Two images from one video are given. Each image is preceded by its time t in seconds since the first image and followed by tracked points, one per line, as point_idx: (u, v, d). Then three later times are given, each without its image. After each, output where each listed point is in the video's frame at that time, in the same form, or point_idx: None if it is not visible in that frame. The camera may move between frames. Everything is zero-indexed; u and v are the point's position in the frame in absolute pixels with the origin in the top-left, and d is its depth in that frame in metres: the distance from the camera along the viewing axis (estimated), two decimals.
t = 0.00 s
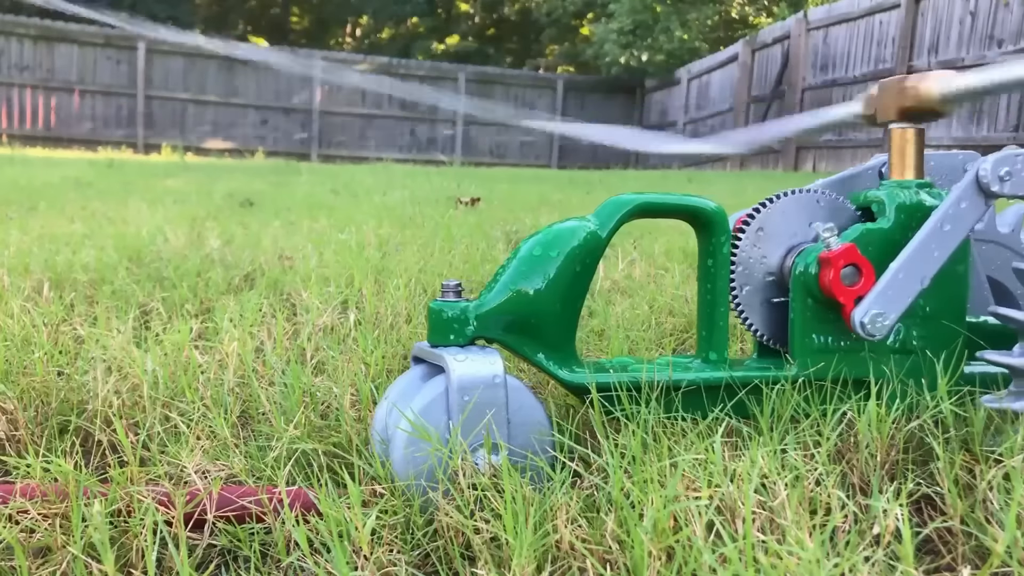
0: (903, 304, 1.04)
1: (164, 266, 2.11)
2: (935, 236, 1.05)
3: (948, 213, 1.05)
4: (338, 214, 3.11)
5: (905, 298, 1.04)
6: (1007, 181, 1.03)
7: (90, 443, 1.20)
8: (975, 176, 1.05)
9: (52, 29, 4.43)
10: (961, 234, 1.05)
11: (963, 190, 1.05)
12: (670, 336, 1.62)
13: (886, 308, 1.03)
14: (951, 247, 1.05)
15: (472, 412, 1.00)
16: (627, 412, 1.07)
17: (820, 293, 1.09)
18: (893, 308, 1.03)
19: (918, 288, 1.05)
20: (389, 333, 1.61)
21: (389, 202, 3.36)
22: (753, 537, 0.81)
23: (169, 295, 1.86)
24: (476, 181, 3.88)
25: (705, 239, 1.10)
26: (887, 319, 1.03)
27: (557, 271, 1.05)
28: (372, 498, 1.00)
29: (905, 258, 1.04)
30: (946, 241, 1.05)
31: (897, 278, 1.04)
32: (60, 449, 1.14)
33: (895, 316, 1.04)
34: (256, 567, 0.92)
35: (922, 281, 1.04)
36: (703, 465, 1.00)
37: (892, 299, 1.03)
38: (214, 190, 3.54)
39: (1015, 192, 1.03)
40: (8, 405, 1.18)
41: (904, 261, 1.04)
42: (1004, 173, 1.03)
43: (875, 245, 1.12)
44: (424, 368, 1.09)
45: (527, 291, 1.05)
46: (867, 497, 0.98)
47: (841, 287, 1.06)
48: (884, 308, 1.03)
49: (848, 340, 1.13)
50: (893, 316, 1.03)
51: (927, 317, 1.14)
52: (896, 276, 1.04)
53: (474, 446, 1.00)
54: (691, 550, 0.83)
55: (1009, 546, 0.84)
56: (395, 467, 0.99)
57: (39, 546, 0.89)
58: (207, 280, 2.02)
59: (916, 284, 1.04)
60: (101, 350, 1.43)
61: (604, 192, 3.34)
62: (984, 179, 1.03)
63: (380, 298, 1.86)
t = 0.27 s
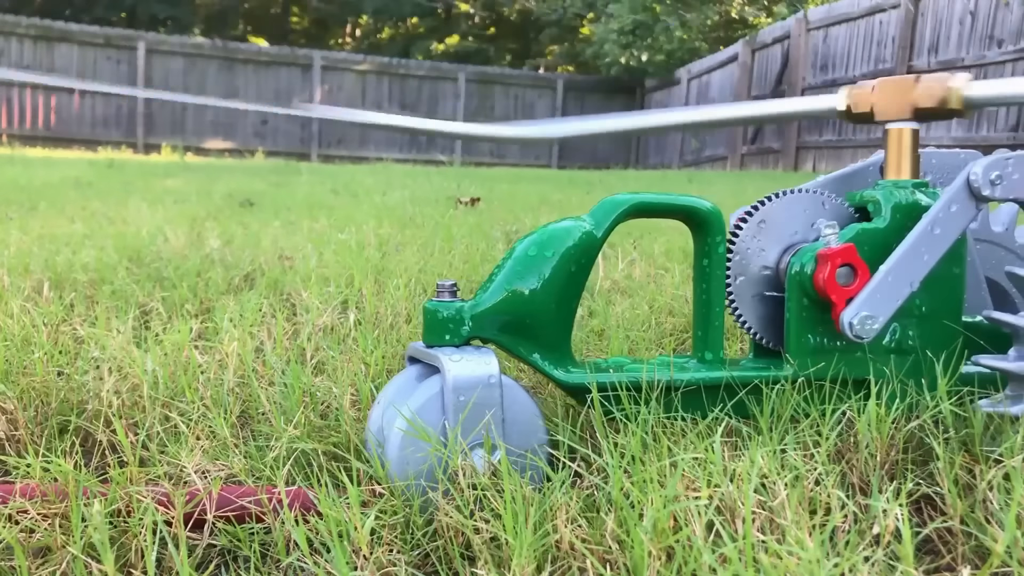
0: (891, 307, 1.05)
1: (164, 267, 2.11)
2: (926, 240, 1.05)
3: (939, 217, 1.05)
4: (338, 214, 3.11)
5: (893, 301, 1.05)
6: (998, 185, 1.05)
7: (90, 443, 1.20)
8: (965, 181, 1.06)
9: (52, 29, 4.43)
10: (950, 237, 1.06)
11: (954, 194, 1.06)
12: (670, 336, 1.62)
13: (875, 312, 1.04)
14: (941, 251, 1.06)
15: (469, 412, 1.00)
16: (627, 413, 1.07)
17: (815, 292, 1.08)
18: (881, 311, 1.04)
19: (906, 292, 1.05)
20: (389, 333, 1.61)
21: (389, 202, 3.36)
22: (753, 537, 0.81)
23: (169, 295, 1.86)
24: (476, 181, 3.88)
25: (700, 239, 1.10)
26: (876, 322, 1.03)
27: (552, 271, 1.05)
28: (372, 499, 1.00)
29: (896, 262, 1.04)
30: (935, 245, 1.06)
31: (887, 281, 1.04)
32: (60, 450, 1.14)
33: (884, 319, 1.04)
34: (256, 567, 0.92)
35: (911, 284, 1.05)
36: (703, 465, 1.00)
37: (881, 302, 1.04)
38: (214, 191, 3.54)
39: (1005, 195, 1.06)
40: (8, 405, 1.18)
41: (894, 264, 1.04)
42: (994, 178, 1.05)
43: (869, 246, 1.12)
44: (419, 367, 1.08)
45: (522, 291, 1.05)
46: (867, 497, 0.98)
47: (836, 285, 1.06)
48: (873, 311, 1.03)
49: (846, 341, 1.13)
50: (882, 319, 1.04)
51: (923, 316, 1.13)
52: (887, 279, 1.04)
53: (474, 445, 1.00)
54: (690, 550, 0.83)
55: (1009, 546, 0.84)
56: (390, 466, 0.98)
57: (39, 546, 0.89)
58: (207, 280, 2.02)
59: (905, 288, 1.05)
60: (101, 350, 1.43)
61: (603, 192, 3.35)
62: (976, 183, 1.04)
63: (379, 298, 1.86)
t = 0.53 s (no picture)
0: (882, 308, 1.05)
1: (164, 266, 2.11)
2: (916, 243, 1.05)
3: (930, 219, 1.05)
4: (338, 214, 3.11)
5: (884, 303, 1.05)
6: (991, 189, 1.04)
7: (90, 443, 1.20)
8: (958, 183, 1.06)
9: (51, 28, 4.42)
10: (942, 239, 1.05)
11: (947, 196, 1.05)
12: (670, 336, 1.61)
13: (866, 313, 1.04)
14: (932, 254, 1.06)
15: (465, 411, 0.99)
16: (628, 412, 1.07)
17: (811, 292, 1.08)
18: (872, 312, 1.04)
19: (897, 294, 1.05)
20: (389, 333, 1.61)
21: (389, 202, 3.36)
22: (753, 537, 0.81)
23: (169, 295, 1.86)
24: (476, 180, 3.88)
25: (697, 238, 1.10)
26: (866, 323, 1.03)
27: (548, 271, 1.05)
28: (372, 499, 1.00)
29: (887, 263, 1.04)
30: (926, 247, 1.06)
31: (878, 282, 1.04)
32: (61, 450, 1.14)
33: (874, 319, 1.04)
34: (256, 567, 0.92)
35: (902, 286, 1.05)
36: (703, 466, 1.00)
37: (871, 303, 1.04)
38: (214, 190, 3.54)
39: (998, 200, 1.04)
40: (8, 405, 1.18)
41: (885, 265, 1.04)
42: (987, 181, 1.04)
43: (865, 245, 1.12)
44: (415, 368, 1.08)
45: (518, 291, 1.05)
46: (867, 497, 0.98)
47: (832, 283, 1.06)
48: (863, 312, 1.03)
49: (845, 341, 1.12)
50: (872, 320, 1.04)
51: (919, 316, 1.13)
52: (877, 280, 1.04)
53: (474, 445, 1.00)
54: (690, 550, 0.83)
55: (1009, 546, 0.84)
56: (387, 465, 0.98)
57: (39, 546, 0.89)
58: (207, 280, 2.02)
59: (895, 289, 1.05)
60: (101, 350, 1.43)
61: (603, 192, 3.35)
62: (967, 186, 1.04)
63: (379, 298, 1.86)
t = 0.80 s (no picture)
0: (873, 309, 1.04)
1: (164, 267, 2.11)
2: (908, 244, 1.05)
3: (921, 221, 1.06)
4: (338, 214, 3.11)
5: (875, 304, 1.04)
6: (983, 192, 1.05)
7: (90, 443, 1.20)
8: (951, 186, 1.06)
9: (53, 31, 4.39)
10: (933, 241, 1.06)
11: (939, 199, 1.06)
12: (670, 336, 1.62)
13: (857, 313, 1.04)
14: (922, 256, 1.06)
15: (462, 410, 1.00)
16: (628, 412, 1.07)
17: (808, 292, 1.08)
18: (863, 313, 1.04)
19: (888, 294, 1.05)
20: (389, 333, 1.61)
21: (389, 202, 3.36)
22: (753, 537, 0.81)
23: (169, 295, 1.86)
24: (476, 181, 3.88)
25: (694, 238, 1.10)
26: (856, 324, 1.03)
27: (544, 271, 1.05)
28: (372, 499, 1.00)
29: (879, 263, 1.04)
30: (917, 249, 1.06)
31: (870, 282, 1.04)
32: (61, 450, 1.14)
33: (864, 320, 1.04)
34: (256, 567, 0.92)
35: (893, 286, 1.05)
36: (703, 465, 1.00)
37: (863, 303, 1.04)
38: (214, 190, 3.54)
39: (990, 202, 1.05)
40: (8, 405, 1.18)
41: (878, 265, 1.04)
42: (980, 184, 1.04)
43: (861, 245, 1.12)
44: (411, 367, 1.08)
45: (515, 291, 1.05)
46: (867, 497, 0.98)
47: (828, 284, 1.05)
48: (855, 313, 1.03)
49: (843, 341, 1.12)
50: (862, 321, 1.04)
51: (916, 315, 1.13)
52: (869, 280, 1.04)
53: (474, 444, 1.01)
54: (690, 550, 0.83)
55: (1009, 547, 0.84)
56: (386, 464, 0.98)
57: (39, 546, 0.89)
58: (207, 280, 2.02)
59: (887, 290, 1.05)
60: (101, 350, 1.43)
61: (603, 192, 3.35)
62: (961, 190, 1.04)
63: (379, 298, 1.86)
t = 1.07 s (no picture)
0: (863, 309, 1.05)
1: (164, 267, 2.11)
2: (899, 245, 1.06)
3: (914, 223, 1.06)
4: (338, 214, 3.11)
5: (864, 304, 1.05)
6: (977, 195, 1.04)
7: (90, 443, 1.20)
8: (945, 188, 1.06)
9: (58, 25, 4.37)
10: (926, 243, 1.06)
11: (933, 201, 1.06)
12: (670, 336, 1.62)
13: (847, 313, 1.04)
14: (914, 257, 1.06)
15: (459, 409, 0.99)
16: (628, 412, 1.07)
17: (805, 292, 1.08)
18: (853, 313, 1.04)
19: (879, 295, 1.06)
20: (389, 332, 1.61)
21: (389, 202, 3.36)
22: (753, 537, 0.81)
23: (169, 295, 1.86)
24: (476, 180, 3.88)
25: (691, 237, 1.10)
26: (847, 323, 1.04)
27: (541, 271, 1.05)
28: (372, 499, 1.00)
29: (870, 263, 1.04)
30: (910, 250, 1.06)
31: (861, 282, 1.04)
32: (61, 450, 1.14)
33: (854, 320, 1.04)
34: (256, 566, 0.92)
35: (884, 287, 1.05)
36: (703, 465, 1.00)
37: (853, 304, 1.04)
38: (214, 190, 3.54)
39: (985, 205, 1.04)
40: (8, 405, 1.18)
41: (869, 265, 1.04)
42: (973, 187, 1.04)
43: (859, 245, 1.11)
44: (409, 368, 1.08)
45: (512, 291, 1.05)
46: (867, 497, 0.99)
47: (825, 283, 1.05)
48: (845, 313, 1.03)
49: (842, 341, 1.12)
50: (853, 320, 1.04)
51: (913, 315, 1.12)
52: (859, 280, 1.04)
53: (474, 444, 1.01)
54: (690, 550, 0.83)
55: (1009, 547, 0.84)
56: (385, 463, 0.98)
57: (39, 546, 0.89)
58: (207, 280, 2.02)
59: (877, 291, 1.05)
60: (101, 350, 1.43)
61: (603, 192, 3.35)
62: (955, 193, 1.04)
63: (379, 298, 1.86)
